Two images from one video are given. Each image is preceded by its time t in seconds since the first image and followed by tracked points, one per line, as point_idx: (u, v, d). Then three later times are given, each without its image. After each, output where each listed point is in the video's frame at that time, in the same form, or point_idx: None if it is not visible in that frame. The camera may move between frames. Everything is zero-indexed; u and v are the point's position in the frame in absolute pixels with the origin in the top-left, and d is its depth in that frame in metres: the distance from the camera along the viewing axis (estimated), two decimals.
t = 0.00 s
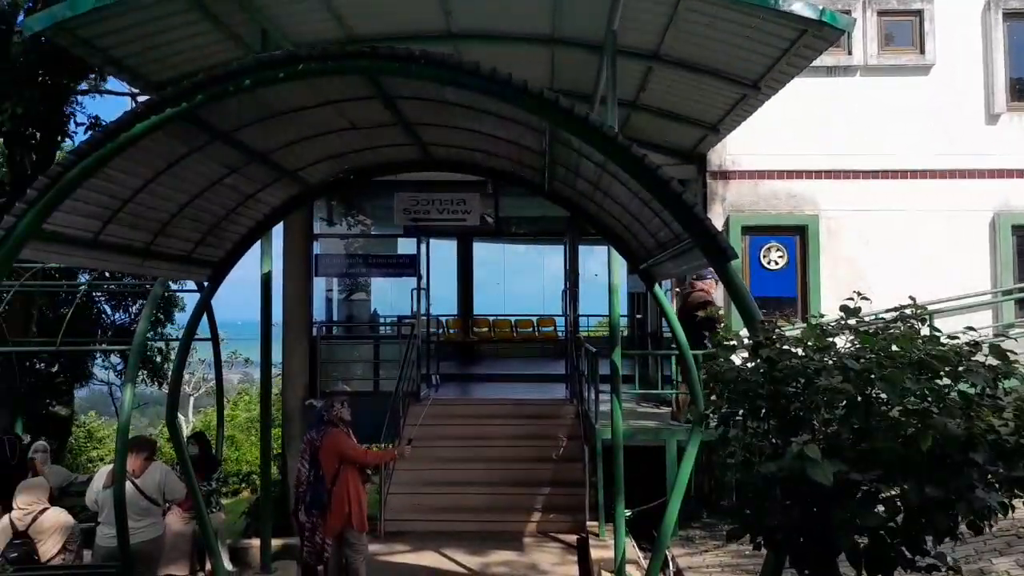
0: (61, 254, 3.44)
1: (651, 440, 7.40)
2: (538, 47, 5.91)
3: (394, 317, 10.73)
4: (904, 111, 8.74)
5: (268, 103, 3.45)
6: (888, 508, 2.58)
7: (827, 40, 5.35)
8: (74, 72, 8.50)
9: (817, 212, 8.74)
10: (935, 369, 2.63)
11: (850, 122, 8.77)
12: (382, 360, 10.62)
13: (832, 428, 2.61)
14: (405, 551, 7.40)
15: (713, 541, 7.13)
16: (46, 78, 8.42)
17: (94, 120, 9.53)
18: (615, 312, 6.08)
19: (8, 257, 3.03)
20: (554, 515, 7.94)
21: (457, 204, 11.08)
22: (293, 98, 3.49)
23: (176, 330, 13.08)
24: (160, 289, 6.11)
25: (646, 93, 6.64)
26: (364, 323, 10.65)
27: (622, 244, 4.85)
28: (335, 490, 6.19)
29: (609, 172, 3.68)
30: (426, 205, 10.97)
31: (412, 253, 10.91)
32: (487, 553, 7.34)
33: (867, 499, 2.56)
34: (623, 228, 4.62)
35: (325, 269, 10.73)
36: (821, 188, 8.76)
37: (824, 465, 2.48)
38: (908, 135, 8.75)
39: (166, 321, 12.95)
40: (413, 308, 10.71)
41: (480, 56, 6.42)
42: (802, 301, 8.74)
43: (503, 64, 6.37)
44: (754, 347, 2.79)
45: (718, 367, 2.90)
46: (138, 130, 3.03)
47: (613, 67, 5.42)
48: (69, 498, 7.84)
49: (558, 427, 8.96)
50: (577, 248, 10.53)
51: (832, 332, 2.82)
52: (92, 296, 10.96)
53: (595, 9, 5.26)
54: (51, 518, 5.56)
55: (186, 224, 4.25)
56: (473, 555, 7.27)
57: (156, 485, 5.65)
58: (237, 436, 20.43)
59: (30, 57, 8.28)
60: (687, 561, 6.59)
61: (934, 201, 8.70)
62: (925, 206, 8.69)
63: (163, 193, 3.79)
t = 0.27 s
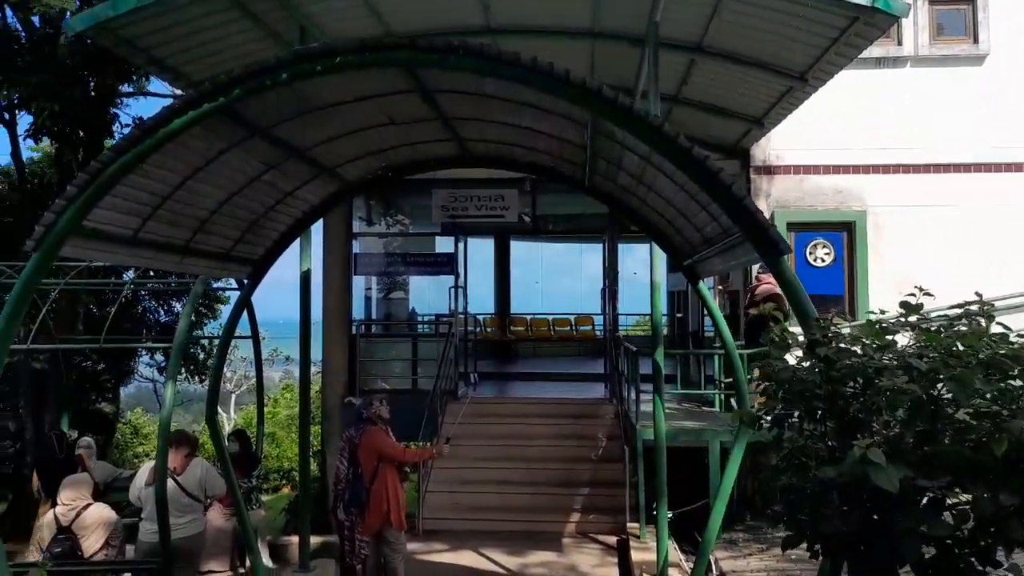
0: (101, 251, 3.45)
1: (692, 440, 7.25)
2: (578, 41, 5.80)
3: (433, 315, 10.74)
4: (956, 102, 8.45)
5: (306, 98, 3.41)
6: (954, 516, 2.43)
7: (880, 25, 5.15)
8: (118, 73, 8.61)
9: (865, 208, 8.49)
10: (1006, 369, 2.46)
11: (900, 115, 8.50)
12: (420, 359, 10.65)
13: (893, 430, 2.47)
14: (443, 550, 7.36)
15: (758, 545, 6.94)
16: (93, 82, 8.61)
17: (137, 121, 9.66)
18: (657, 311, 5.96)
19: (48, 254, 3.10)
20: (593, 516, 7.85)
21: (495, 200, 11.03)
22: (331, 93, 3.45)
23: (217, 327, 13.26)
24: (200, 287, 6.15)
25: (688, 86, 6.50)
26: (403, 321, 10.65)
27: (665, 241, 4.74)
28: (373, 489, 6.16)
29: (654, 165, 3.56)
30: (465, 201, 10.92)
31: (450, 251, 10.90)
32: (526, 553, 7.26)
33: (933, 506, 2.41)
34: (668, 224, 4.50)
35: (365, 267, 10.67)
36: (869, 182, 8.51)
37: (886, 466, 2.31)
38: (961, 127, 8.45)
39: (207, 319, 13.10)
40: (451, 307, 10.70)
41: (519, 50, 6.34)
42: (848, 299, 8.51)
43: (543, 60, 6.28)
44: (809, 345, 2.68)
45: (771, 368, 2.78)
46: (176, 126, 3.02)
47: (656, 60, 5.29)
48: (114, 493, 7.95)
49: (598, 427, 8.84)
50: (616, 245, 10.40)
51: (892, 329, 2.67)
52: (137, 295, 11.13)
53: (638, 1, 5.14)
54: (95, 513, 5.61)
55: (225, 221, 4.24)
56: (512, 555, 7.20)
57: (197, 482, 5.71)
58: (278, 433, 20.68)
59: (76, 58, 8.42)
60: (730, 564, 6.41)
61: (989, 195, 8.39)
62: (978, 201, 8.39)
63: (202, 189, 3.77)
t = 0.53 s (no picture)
0: (118, 243, 3.34)
1: (722, 440, 7.06)
2: (607, 29, 5.64)
3: (456, 312, 10.64)
4: (996, 93, 8.18)
5: (328, 85, 3.29)
6: None
7: (922, 8, 4.98)
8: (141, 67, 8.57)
9: (899, 202, 8.25)
10: None
11: (937, 106, 8.24)
12: (442, 355, 10.51)
13: (956, 434, 2.27)
14: (466, 550, 7.23)
15: (790, 547, 6.70)
16: (118, 77, 8.55)
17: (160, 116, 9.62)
18: (687, 308, 5.78)
19: (65, 246, 2.97)
20: (618, 517, 7.70)
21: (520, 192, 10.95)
22: (353, 80, 3.32)
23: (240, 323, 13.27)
24: (221, 282, 6.08)
25: (720, 76, 6.33)
26: (425, 318, 10.54)
27: (698, 234, 4.57)
28: (395, 486, 6.05)
29: (691, 152, 3.40)
30: (489, 194, 10.85)
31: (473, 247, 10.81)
32: (551, 554, 7.12)
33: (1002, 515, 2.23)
34: (701, 214, 4.33)
35: (387, 263, 10.65)
36: (904, 175, 8.26)
37: (953, 471, 2.11)
38: (1000, 118, 8.19)
39: (230, 314, 13.08)
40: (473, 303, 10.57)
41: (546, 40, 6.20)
42: (882, 296, 8.27)
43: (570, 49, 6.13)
44: (860, 340, 2.49)
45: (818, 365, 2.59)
46: (194, 114, 2.90)
47: (688, 49, 5.12)
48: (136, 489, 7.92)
49: (623, 426, 8.67)
50: (642, 241, 10.23)
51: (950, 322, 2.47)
52: (161, 290, 11.13)
53: None
54: (114, 510, 5.61)
55: (245, 214, 4.13)
56: (536, 556, 7.06)
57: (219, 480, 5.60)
58: (300, 428, 20.74)
59: (99, 53, 8.38)
60: (761, 567, 6.15)
61: None
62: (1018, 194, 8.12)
63: (222, 179, 3.66)
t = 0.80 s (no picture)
0: (111, 238, 3.23)
1: (733, 442, 6.92)
2: (617, 22, 5.51)
3: (462, 312, 10.48)
4: (1013, 88, 8.02)
5: (329, 75, 3.17)
6: None
7: None
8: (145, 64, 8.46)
9: (915, 199, 8.09)
10: None
11: (952, 102, 8.08)
12: (449, 355, 10.32)
13: (990, 439, 2.13)
14: (473, 553, 7.11)
15: (802, 552, 6.55)
16: (122, 74, 8.20)
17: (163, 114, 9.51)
18: (699, 307, 5.65)
19: (54, 242, 2.85)
20: (627, 520, 7.56)
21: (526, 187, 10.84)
22: (355, 70, 3.20)
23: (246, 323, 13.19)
24: (223, 281, 5.98)
25: (732, 70, 6.19)
26: (431, 317, 10.43)
27: (711, 230, 4.44)
28: (400, 488, 5.93)
29: (705, 143, 3.28)
30: (495, 189, 10.72)
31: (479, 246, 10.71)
32: (558, 558, 6.99)
33: None
34: (713, 210, 4.20)
35: (393, 262, 10.51)
36: (920, 172, 8.10)
37: (990, 478, 1.96)
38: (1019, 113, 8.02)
39: (235, 313, 13.00)
40: (480, 302, 10.45)
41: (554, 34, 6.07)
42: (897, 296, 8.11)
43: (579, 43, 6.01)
44: (885, 339, 2.36)
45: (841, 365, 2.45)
46: (188, 106, 2.76)
47: (700, 40, 4.99)
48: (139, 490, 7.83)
49: (632, 428, 8.53)
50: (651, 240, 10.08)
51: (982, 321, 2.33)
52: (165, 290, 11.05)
53: None
54: (113, 514, 5.55)
55: (245, 210, 4.03)
56: (543, 559, 6.93)
57: (218, 482, 5.57)
58: (306, 429, 20.67)
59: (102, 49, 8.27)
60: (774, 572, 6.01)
61: None
62: None
63: (219, 173, 3.56)
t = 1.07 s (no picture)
0: (107, 234, 3.16)
1: (746, 443, 6.81)
2: (627, 15, 5.42)
3: (472, 310, 10.34)
4: None
5: (329, 67, 3.10)
6: None
7: None
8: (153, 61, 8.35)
9: (931, 195, 7.93)
10: None
11: (960, 99, 7.94)
12: (458, 354, 10.25)
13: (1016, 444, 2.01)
14: (481, 555, 7.04)
15: (816, 555, 6.43)
16: (128, 70, 8.02)
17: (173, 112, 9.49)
18: (710, 306, 5.55)
19: (48, 237, 2.77)
20: (638, 521, 7.47)
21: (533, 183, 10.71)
22: (356, 62, 3.12)
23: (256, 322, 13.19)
24: (229, 279, 5.94)
25: (744, 64, 6.08)
26: (441, 316, 10.36)
27: (722, 226, 4.34)
28: (407, 488, 5.86)
29: (716, 136, 3.18)
30: (502, 185, 10.60)
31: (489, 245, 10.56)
32: (567, 559, 6.90)
33: None
34: (725, 206, 4.09)
35: (402, 261, 10.46)
36: (936, 168, 7.95)
37: (1015, 485, 1.84)
38: None
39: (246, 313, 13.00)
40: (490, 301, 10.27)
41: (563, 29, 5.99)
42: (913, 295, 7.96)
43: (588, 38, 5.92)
44: (904, 338, 2.25)
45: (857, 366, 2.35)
46: (183, 97, 2.70)
47: (712, 33, 4.89)
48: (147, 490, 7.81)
49: (642, 428, 8.43)
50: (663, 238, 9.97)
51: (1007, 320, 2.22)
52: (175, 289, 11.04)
53: None
54: (119, 515, 5.49)
55: (247, 206, 3.96)
56: (551, 561, 6.84)
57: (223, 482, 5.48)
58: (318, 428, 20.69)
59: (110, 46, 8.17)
60: None
61: None
62: None
63: (220, 169, 3.49)
